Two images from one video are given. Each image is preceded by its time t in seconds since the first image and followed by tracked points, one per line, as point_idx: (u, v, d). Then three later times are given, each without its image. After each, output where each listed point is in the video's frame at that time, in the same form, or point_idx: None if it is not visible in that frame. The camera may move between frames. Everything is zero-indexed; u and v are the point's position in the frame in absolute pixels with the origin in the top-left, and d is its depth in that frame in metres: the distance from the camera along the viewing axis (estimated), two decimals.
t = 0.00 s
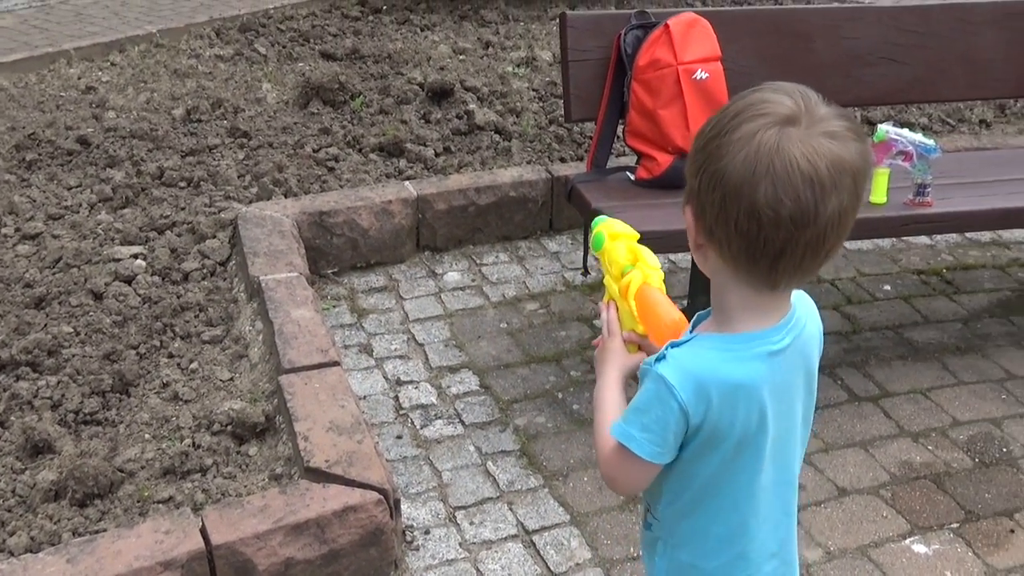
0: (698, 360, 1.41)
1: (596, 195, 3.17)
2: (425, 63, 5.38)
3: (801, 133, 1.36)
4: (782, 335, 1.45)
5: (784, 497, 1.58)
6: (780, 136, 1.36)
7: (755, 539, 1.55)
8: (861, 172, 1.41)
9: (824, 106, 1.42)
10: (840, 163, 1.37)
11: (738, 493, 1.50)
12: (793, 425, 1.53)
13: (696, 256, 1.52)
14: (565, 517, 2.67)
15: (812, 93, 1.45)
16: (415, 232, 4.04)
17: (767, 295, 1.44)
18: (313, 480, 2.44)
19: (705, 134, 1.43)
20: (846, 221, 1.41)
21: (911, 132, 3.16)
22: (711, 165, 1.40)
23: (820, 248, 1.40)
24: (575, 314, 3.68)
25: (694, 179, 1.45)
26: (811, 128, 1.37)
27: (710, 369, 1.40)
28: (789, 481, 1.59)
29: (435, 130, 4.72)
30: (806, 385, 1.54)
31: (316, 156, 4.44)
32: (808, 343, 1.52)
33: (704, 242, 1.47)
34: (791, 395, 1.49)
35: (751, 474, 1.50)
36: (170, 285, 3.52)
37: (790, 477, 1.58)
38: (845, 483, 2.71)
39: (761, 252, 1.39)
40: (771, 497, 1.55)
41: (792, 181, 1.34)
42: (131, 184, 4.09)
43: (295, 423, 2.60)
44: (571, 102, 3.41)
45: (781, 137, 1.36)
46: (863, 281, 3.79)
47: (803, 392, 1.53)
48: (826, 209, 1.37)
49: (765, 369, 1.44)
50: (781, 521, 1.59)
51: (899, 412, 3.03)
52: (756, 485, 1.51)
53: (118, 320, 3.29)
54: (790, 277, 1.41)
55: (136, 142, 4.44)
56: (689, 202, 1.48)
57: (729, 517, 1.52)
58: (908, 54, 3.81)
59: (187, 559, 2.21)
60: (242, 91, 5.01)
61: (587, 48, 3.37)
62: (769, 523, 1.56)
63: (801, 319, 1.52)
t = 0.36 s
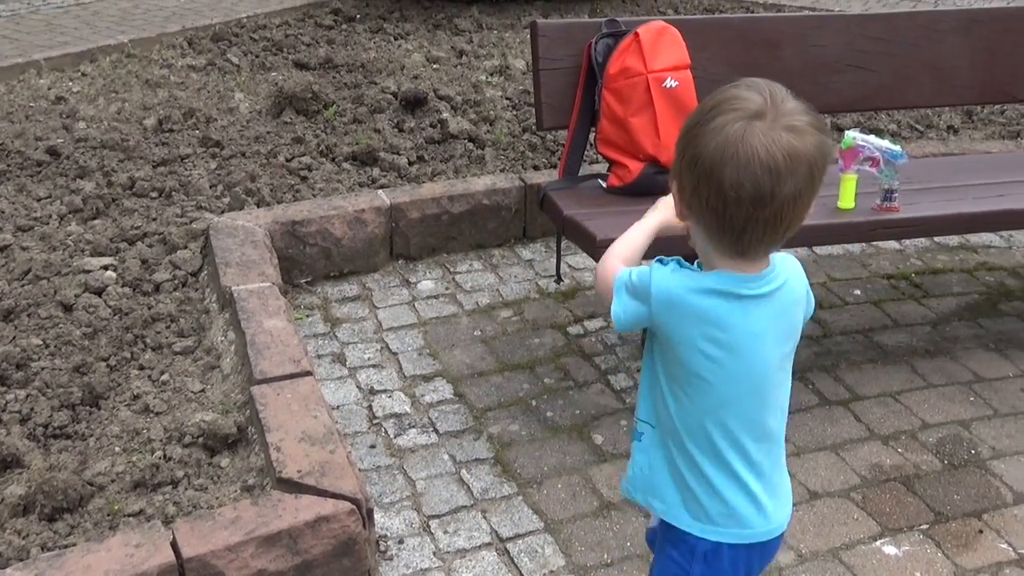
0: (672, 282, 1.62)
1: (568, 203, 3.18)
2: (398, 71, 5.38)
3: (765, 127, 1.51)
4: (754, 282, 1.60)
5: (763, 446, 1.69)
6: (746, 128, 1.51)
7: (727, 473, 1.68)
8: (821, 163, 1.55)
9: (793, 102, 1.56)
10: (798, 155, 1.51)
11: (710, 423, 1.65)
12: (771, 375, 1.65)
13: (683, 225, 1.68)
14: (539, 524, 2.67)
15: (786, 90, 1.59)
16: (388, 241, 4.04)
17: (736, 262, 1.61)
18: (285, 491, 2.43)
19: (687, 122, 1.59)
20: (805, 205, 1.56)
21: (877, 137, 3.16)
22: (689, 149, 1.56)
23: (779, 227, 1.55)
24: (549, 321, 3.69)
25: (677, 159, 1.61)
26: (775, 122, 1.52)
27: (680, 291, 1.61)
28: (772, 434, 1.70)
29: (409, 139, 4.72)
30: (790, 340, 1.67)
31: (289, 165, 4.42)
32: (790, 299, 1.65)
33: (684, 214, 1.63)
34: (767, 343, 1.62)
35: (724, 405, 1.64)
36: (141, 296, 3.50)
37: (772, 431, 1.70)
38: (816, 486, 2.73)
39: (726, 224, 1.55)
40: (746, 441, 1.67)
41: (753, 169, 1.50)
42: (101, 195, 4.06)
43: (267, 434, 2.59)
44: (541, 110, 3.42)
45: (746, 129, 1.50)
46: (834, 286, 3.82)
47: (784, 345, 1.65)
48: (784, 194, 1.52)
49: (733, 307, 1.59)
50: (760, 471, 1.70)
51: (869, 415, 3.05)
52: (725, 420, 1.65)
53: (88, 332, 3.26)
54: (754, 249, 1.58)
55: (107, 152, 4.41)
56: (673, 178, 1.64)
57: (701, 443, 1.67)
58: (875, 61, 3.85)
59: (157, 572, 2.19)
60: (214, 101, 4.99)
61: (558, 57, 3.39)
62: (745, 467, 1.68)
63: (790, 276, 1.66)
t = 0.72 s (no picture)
0: (663, 238, 1.79)
1: (545, 210, 3.19)
2: (376, 81, 5.38)
3: (750, 106, 1.63)
4: (725, 254, 1.70)
5: (713, 416, 1.76)
6: (732, 106, 1.64)
7: (676, 428, 1.80)
8: (806, 149, 1.64)
9: (791, 91, 1.66)
10: (777, 135, 1.61)
11: (672, 374, 1.78)
12: (727, 348, 1.72)
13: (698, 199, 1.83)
14: (521, 531, 2.67)
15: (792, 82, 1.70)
16: (367, 251, 4.03)
17: (723, 235, 1.72)
18: (265, 503, 2.42)
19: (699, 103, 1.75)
20: (786, 187, 1.65)
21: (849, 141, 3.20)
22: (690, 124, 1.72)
23: (756, 204, 1.65)
24: (529, 328, 3.70)
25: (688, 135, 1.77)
26: (761, 103, 1.63)
27: (664, 249, 1.77)
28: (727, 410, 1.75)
29: (387, 149, 4.71)
30: (762, 324, 1.72)
31: (266, 176, 4.41)
32: (770, 284, 1.70)
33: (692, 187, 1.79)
34: (726, 315, 1.70)
35: (687, 360, 1.75)
36: (118, 310, 3.48)
37: (727, 407, 1.76)
38: (796, 488, 2.75)
39: (706, 193, 1.69)
40: (691, 403, 1.77)
41: (729, 142, 1.62)
42: (77, 209, 4.03)
43: (246, 446, 2.57)
44: (518, 118, 3.43)
45: (730, 107, 1.63)
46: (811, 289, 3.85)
47: (752, 324, 1.71)
48: (758, 170, 1.62)
49: (699, 271, 1.72)
50: (703, 438, 1.77)
51: (848, 417, 3.08)
52: (675, 373, 1.77)
53: (64, 347, 3.24)
54: (735, 222, 1.69)
55: (82, 165, 4.39)
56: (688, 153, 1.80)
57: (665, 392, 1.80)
58: (847, 66, 3.89)
59: None
60: (191, 113, 4.97)
61: (532, 65, 3.40)
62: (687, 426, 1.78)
63: (782, 266, 1.71)
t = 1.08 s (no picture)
0: (607, 271, 1.73)
1: (521, 221, 3.21)
2: (352, 95, 5.39)
3: (691, 134, 1.57)
4: (667, 296, 1.64)
5: (653, 457, 1.72)
6: (672, 134, 1.58)
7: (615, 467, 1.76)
8: (752, 178, 1.58)
9: (732, 116, 1.60)
10: (720, 164, 1.55)
11: (612, 415, 1.73)
12: (664, 388, 1.67)
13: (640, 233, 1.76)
14: (502, 542, 2.68)
15: (734, 106, 1.65)
16: (345, 265, 4.03)
17: (666, 273, 1.66)
18: (244, 519, 2.41)
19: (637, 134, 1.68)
20: (733, 219, 1.58)
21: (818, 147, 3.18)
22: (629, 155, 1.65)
23: (702, 237, 1.58)
24: (508, 339, 3.71)
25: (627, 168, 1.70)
26: (703, 130, 1.57)
27: (603, 282, 1.71)
28: (664, 450, 1.71)
29: (364, 162, 4.72)
30: (702, 368, 1.66)
31: (243, 193, 4.40)
32: (710, 326, 1.64)
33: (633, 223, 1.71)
34: (664, 358, 1.65)
35: (626, 402, 1.70)
36: (95, 329, 3.47)
37: (666, 448, 1.71)
38: (774, 493, 2.77)
39: (648, 227, 1.62)
40: (627, 439, 1.73)
41: (670, 173, 1.56)
42: (53, 228, 4.02)
43: (225, 463, 2.57)
44: (492, 130, 3.45)
45: (670, 135, 1.57)
46: (787, 295, 3.89)
47: (691, 368, 1.66)
48: (702, 202, 1.56)
49: (639, 312, 1.66)
50: (641, 479, 1.73)
51: (824, 421, 3.10)
52: (613, 413, 1.73)
53: (41, 367, 3.23)
54: (680, 257, 1.62)
55: (58, 184, 4.38)
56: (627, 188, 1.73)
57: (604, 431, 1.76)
58: (817, 73, 3.93)
59: None
60: (167, 129, 4.97)
61: (506, 77, 3.43)
62: (623, 461, 1.74)
63: (725, 307, 1.65)
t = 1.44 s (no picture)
0: (564, 292, 1.73)
1: (504, 232, 3.22)
2: (331, 109, 5.40)
3: (638, 152, 1.59)
4: (627, 314, 1.66)
5: (622, 472, 1.73)
6: (618, 153, 1.59)
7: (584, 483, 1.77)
8: (701, 192, 1.60)
9: (678, 132, 1.62)
10: (668, 181, 1.57)
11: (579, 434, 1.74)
12: (628, 403, 1.68)
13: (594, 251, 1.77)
14: (489, 553, 2.68)
15: (680, 122, 1.67)
16: (327, 279, 4.03)
17: (624, 290, 1.67)
18: (231, 535, 2.41)
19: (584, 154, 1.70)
20: (684, 234, 1.60)
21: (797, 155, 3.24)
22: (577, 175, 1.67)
23: (654, 253, 1.60)
24: (492, 350, 3.72)
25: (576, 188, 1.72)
26: (648, 149, 1.59)
27: (562, 301, 1.72)
28: (633, 464, 1.72)
29: (344, 176, 4.72)
30: (667, 382, 1.68)
31: (224, 208, 4.39)
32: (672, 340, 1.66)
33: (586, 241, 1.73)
34: (628, 375, 1.67)
35: (592, 420, 1.72)
36: (76, 347, 3.45)
37: (635, 463, 1.72)
38: (759, 498, 2.79)
39: (600, 246, 1.64)
40: (594, 455, 1.74)
41: (619, 191, 1.57)
42: (32, 246, 4.00)
43: (210, 479, 2.56)
44: (473, 141, 3.47)
45: (617, 154, 1.59)
46: (767, 301, 3.92)
47: (656, 383, 1.67)
48: (652, 218, 1.57)
49: (600, 332, 1.67)
50: (612, 494, 1.74)
51: (807, 425, 3.13)
52: (580, 431, 1.74)
53: (22, 387, 3.21)
54: (633, 273, 1.64)
55: (36, 203, 4.36)
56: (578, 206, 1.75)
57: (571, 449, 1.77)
58: (793, 82, 3.98)
59: None
60: (146, 146, 4.95)
61: (487, 88, 3.44)
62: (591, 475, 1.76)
63: (686, 321, 1.66)
